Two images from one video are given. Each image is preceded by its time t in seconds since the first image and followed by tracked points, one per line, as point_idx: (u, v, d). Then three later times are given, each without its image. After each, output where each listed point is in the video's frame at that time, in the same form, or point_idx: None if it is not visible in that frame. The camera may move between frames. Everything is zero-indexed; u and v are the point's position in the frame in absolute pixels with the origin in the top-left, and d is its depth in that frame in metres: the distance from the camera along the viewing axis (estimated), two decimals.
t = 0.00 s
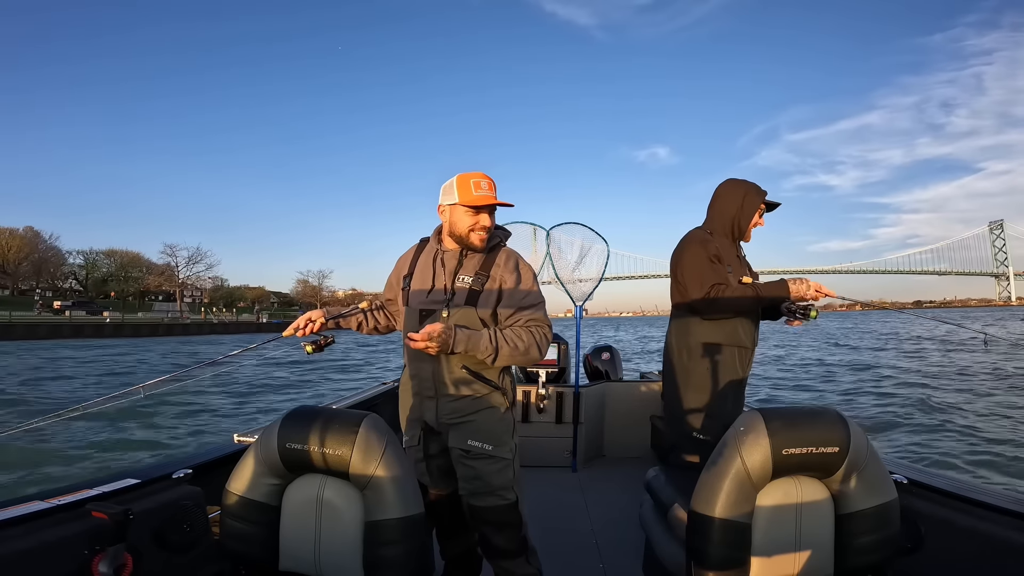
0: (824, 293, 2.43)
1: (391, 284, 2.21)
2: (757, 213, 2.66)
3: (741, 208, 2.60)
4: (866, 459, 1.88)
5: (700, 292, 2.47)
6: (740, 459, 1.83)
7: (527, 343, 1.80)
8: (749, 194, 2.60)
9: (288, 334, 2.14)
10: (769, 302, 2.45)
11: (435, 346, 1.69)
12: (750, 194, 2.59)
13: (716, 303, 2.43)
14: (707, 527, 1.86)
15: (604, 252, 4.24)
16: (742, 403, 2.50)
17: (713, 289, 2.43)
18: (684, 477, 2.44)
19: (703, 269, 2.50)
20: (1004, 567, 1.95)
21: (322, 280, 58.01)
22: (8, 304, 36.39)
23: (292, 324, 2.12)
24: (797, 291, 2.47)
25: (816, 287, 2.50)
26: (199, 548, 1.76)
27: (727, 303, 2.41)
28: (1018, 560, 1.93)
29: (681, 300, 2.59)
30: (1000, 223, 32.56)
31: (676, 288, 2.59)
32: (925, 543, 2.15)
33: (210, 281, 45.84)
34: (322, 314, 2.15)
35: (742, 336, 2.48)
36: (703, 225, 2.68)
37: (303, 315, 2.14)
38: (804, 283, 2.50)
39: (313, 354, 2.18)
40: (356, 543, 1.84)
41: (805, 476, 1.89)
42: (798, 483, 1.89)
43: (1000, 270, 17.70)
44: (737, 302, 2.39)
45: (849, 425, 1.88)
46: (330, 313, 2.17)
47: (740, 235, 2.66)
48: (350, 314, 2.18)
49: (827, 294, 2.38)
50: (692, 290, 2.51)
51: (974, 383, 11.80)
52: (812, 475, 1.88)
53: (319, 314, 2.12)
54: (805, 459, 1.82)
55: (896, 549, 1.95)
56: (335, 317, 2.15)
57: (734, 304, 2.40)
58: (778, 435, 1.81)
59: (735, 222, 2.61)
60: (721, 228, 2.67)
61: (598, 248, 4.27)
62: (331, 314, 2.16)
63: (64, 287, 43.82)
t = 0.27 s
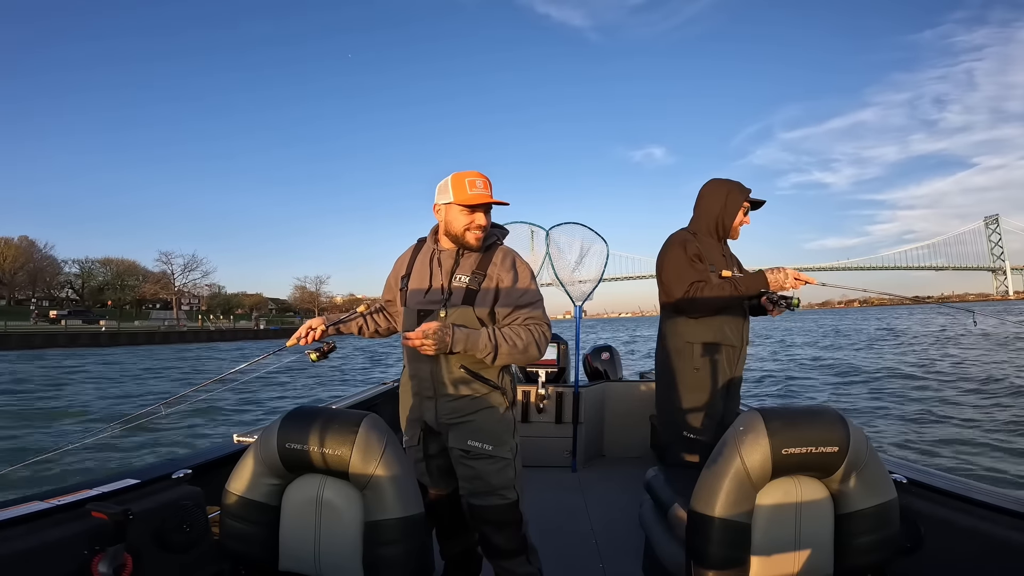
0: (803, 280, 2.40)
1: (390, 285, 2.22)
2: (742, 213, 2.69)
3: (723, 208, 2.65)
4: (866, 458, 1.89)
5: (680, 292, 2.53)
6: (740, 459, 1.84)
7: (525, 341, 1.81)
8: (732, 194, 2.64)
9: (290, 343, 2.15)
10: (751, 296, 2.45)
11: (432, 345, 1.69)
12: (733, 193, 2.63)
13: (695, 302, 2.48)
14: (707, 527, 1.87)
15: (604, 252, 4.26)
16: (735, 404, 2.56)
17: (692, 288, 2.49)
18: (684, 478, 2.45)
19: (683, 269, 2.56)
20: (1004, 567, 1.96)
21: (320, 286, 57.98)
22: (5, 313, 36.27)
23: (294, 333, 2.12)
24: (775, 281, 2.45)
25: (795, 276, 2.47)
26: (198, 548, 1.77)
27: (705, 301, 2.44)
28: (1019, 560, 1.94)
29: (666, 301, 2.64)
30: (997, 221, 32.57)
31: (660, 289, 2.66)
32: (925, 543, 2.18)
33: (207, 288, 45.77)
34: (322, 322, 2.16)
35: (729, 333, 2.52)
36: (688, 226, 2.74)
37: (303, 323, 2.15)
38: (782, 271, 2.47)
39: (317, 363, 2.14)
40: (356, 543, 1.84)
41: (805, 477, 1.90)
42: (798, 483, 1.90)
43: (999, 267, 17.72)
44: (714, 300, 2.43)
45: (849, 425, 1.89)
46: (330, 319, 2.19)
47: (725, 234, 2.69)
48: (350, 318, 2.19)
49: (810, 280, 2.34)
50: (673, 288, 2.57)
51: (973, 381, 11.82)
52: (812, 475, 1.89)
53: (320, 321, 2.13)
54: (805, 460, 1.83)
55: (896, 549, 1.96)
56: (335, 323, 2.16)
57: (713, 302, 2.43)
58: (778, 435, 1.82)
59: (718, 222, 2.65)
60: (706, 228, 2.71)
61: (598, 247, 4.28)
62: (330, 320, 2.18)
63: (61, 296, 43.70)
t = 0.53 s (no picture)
0: (792, 272, 2.37)
1: (395, 284, 2.21)
2: (732, 212, 2.70)
3: (712, 208, 2.66)
4: (865, 458, 1.89)
5: (670, 291, 2.54)
6: (740, 459, 1.84)
7: (533, 342, 1.81)
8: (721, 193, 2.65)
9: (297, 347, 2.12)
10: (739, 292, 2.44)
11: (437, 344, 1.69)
12: (722, 193, 2.64)
13: (685, 301, 2.49)
14: (708, 527, 1.87)
15: (604, 251, 4.26)
16: (731, 404, 2.58)
17: (681, 287, 2.51)
18: (684, 479, 2.45)
19: (674, 268, 2.57)
20: (1004, 567, 1.97)
21: (319, 287, 57.91)
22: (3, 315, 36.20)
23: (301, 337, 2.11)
24: (763, 273, 2.42)
25: (784, 269, 2.44)
26: (198, 548, 1.77)
27: (696, 300, 2.46)
28: (1018, 560, 1.94)
29: (659, 302, 2.65)
30: (995, 221, 32.65)
31: (652, 290, 2.68)
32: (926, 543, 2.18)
33: (206, 290, 45.69)
34: (327, 326, 2.14)
35: (723, 333, 2.52)
36: (679, 227, 2.76)
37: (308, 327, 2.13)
38: (770, 264, 2.43)
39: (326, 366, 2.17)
40: (356, 544, 1.84)
41: (805, 477, 1.90)
42: (798, 483, 1.90)
43: (998, 267, 17.73)
44: (703, 298, 2.44)
45: (848, 425, 1.89)
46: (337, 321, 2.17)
47: (715, 234, 2.71)
48: (354, 321, 2.18)
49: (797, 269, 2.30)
50: (664, 289, 2.59)
51: (972, 380, 11.83)
52: (812, 475, 1.89)
53: (324, 325, 2.11)
54: (805, 459, 1.83)
55: (896, 549, 1.97)
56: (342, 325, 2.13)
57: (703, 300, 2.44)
58: (778, 435, 1.82)
59: (708, 222, 2.67)
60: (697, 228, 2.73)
61: (598, 247, 4.28)
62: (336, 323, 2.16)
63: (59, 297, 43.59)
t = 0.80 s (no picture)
0: (792, 274, 2.30)
1: (407, 279, 2.18)
2: (733, 213, 2.69)
3: (713, 208, 2.65)
4: (866, 458, 1.88)
5: (670, 292, 2.53)
6: (740, 459, 1.83)
7: (550, 346, 1.80)
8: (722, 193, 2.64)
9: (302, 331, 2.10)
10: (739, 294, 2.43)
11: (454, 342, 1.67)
12: (722, 193, 2.63)
13: (685, 302, 2.48)
14: (707, 527, 1.86)
15: (604, 251, 4.22)
16: (731, 405, 2.57)
17: (681, 289, 2.50)
18: (684, 480, 2.43)
19: (674, 269, 2.56)
20: (1004, 566, 1.95)
21: (320, 282, 57.96)
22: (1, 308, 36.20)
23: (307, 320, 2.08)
24: (763, 275, 2.36)
25: (785, 271, 2.37)
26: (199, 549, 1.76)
27: (696, 301, 2.45)
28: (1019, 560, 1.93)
29: (659, 303, 2.64)
30: (997, 224, 32.53)
31: (652, 291, 2.67)
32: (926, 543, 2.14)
33: (207, 284, 45.72)
34: (334, 310, 2.11)
35: (724, 335, 2.51)
36: (679, 226, 2.75)
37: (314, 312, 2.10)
38: (771, 266, 2.37)
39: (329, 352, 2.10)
40: (356, 544, 1.83)
41: (805, 476, 1.89)
42: (798, 483, 1.89)
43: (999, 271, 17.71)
44: (703, 300, 2.43)
45: (848, 425, 1.88)
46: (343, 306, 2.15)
47: (715, 234, 2.70)
48: (362, 307, 2.17)
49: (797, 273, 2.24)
50: (664, 291, 2.58)
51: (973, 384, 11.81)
52: (811, 475, 1.88)
53: (331, 309, 2.09)
54: (805, 459, 1.82)
55: (896, 549, 1.96)
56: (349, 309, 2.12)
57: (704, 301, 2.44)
58: (778, 436, 1.81)
59: (708, 223, 2.66)
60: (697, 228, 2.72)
61: (597, 247, 4.24)
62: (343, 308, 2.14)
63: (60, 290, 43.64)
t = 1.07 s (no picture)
0: (794, 274, 2.30)
1: (420, 274, 2.12)
2: (735, 213, 2.67)
3: (716, 208, 2.64)
4: (866, 457, 1.87)
5: (671, 293, 2.52)
6: (740, 459, 1.81)
7: (573, 349, 1.79)
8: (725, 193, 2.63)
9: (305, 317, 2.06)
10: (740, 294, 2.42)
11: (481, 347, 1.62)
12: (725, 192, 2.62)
13: (686, 302, 2.47)
14: (707, 527, 1.85)
15: (604, 250, 4.22)
16: (731, 405, 2.55)
17: (682, 289, 2.48)
18: (684, 480, 2.42)
19: (675, 269, 2.55)
20: (1004, 566, 1.94)
21: (321, 277, 57.99)
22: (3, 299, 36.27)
23: (311, 306, 2.04)
24: (766, 275, 2.35)
25: (786, 271, 2.37)
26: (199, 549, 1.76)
27: (697, 301, 2.44)
28: (1018, 559, 1.92)
29: (659, 304, 2.63)
30: (1001, 227, 32.39)
31: (653, 291, 2.66)
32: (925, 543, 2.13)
33: (209, 278, 45.79)
34: (340, 298, 2.07)
35: (724, 336, 2.50)
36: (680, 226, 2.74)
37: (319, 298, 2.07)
38: (773, 265, 2.37)
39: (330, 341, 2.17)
40: (356, 544, 1.83)
41: (805, 476, 1.87)
42: (798, 483, 1.87)
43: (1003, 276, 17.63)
44: (704, 300, 2.42)
45: (848, 425, 1.86)
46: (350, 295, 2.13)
47: (717, 234, 2.68)
48: (372, 297, 2.12)
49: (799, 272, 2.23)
50: (665, 291, 2.57)
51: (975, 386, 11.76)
52: (811, 475, 1.87)
53: (338, 296, 2.06)
54: (805, 459, 1.80)
55: (896, 549, 1.95)
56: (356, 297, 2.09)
57: (705, 301, 2.42)
58: (778, 436, 1.79)
59: (710, 222, 2.64)
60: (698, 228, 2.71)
61: (597, 247, 4.24)
62: (350, 296, 2.11)
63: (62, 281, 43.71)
